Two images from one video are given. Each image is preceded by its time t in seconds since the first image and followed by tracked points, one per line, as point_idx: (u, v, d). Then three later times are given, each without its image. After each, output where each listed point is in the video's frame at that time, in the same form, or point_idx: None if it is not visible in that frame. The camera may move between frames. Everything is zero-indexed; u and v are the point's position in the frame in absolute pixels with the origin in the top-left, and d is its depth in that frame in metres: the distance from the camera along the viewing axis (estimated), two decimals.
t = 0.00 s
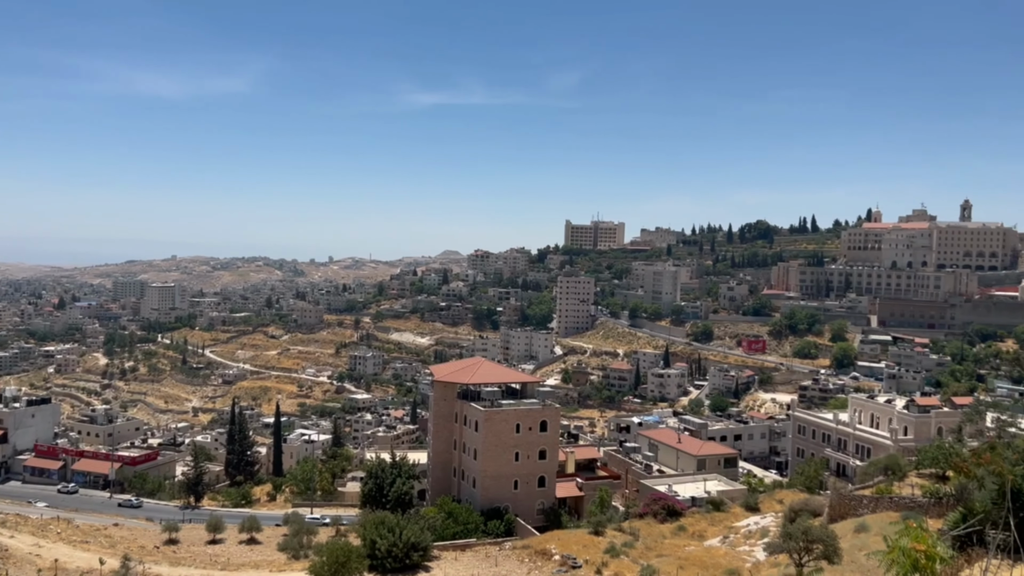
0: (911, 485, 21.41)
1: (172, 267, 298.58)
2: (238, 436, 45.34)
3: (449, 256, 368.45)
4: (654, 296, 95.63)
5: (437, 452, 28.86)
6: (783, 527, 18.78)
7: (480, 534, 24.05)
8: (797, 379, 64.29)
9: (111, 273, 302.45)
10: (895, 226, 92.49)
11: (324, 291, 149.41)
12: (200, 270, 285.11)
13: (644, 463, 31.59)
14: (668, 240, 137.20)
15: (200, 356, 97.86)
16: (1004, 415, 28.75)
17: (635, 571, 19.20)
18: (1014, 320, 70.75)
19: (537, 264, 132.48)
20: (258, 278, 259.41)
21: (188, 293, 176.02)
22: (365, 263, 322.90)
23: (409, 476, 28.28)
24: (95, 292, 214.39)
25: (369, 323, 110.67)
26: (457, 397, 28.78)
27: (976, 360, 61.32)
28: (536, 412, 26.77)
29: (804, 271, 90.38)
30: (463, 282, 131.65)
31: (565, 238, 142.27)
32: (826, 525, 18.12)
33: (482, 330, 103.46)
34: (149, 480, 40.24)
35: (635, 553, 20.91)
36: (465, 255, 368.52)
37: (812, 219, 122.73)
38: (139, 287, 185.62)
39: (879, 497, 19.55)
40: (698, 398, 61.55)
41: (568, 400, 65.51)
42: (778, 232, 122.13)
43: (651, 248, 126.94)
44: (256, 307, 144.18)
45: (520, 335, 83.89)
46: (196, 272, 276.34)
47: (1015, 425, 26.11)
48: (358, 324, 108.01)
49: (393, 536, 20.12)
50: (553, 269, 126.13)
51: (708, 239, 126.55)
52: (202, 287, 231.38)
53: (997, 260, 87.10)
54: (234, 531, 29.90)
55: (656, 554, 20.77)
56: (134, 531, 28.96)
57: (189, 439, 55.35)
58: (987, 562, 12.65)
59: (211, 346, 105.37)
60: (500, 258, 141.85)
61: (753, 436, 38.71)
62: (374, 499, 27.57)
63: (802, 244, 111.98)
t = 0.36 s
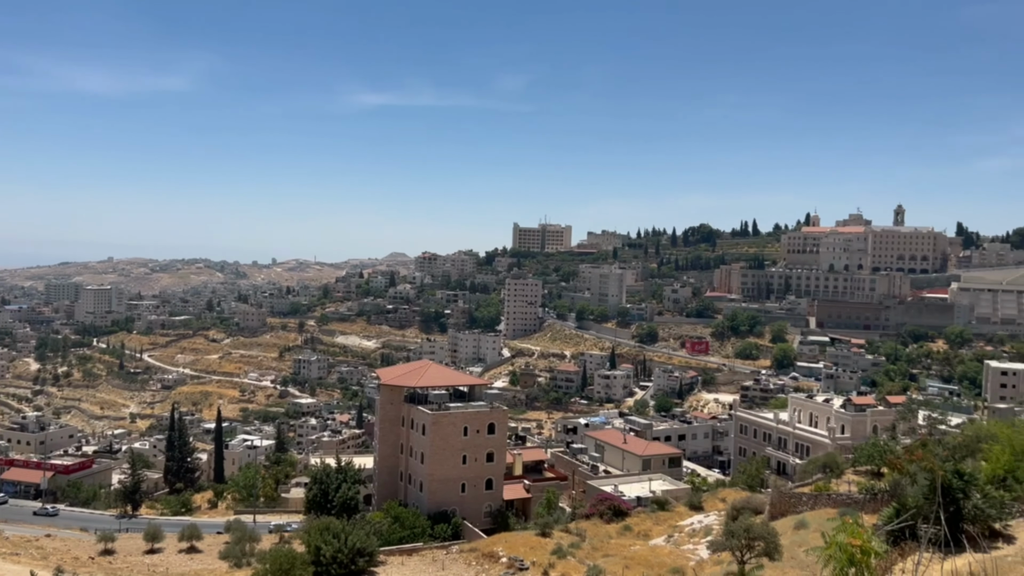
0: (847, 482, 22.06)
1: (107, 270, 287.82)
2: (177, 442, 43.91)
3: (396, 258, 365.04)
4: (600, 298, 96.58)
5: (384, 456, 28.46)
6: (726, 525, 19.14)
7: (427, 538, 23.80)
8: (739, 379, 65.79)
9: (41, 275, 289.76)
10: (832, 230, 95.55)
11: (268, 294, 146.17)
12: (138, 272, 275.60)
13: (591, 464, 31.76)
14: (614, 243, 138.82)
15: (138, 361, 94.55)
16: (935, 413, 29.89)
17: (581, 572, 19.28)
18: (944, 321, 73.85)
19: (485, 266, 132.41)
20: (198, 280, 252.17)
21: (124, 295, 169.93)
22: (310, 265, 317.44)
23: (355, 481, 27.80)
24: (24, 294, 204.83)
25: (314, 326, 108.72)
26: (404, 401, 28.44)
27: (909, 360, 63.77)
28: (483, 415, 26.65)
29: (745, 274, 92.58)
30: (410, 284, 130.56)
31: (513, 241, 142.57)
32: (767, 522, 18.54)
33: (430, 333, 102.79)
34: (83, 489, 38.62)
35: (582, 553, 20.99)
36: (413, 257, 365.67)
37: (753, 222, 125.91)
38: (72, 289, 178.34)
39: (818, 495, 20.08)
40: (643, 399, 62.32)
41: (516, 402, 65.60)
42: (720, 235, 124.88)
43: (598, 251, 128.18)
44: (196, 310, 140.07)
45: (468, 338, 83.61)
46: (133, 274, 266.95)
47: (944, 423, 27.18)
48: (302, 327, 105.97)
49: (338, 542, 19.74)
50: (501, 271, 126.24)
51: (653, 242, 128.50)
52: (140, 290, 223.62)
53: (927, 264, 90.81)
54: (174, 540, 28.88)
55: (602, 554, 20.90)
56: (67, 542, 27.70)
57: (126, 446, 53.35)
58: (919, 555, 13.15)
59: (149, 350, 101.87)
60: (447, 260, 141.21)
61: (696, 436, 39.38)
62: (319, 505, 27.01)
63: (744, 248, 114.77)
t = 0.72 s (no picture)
0: (780, 480, 22.66)
1: (28, 273, 274.21)
2: (105, 451, 42.05)
3: (335, 261, 359.12)
4: (541, 301, 97.08)
5: (323, 462, 27.83)
6: (665, 524, 19.41)
7: (367, 544, 23.35)
8: (676, 380, 67.08)
9: None
10: (765, 234, 98.51)
11: (201, 297, 141.75)
12: (62, 275, 263.63)
13: (531, 466, 31.78)
14: (555, 246, 139.93)
15: (62, 368, 90.32)
16: (862, 410, 30.98)
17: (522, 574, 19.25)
18: (870, 321, 76.93)
19: (426, 269, 131.57)
20: (127, 284, 242.65)
21: (47, 300, 161.90)
22: (246, 268, 309.38)
23: (293, 488, 27.08)
24: None
25: (249, 330, 105.90)
26: (343, 405, 27.87)
27: (838, 360, 66.11)
28: (424, 418, 26.36)
29: (682, 277, 94.56)
30: (349, 287, 128.66)
31: (454, 244, 142.08)
32: (704, 520, 18.89)
33: (370, 336, 101.45)
34: (4, 501, 36.67)
35: (522, 555, 20.97)
36: (351, 260, 360.29)
37: (689, 226, 128.68)
38: None
39: (752, 493, 20.55)
40: (584, 400, 62.85)
41: (457, 405, 65.29)
42: (658, 239, 127.14)
43: (538, 254, 128.78)
44: (126, 315, 134.79)
45: (408, 342, 82.83)
46: (57, 278, 255.10)
47: (871, 421, 28.20)
48: (237, 331, 103.10)
49: (275, 551, 19.15)
50: (442, 274, 125.63)
51: (593, 246, 129.97)
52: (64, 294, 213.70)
53: (855, 266, 94.37)
54: (100, 553, 27.58)
55: (543, 556, 20.91)
56: None
57: (49, 457, 50.83)
58: (847, 551, 13.63)
59: (74, 357, 97.41)
60: (387, 263, 139.64)
61: (635, 436, 39.93)
62: (255, 514, 26.23)
63: (681, 251, 117.19)
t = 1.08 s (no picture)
0: (717, 478, 23.15)
1: None
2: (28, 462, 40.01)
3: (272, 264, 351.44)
4: (483, 304, 97.00)
5: (259, 470, 27.09)
6: (606, 524, 19.59)
7: (306, 552, 22.80)
8: (617, 381, 67.93)
9: None
10: (702, 237, 100.78)
11: (131, 302, 136.58)
12: None
13: (473, 469, 31.62)
14: (497, 249, 140.03)
15: None
16: (795, 408, 31.92)
17: None
18: (802, 322, 79.49)
19: (366, 272, 129.94)
20: (50, 288, 231.83)
21: None
22: (179, 271, 299.58)
23: (229, 497, 26.25)
24: None
25: (183, 335, 102.50)
26: (281, 411, 27.18)
27: (772, 360, 68.07)
28: (365, 423, 25.94)
29: (622, 279, 95.96)
30: (287, 291, 125.97)
31: (395, 246, 140.74)
32: (644, 519, 19.12)
33: (308, 341, 99.52)
34: None
35: (465, 559, 20.83)
36: (289, 263, 353.00)
37: (629, 230, 130.60)
38: None
39: (691, 491, 20.93)
40: (526, 403, 62.96)
41: (398, 410, 64.62)
42: (599, 242, 128.61)
43: (480, 257, 128.63)
44: (49, 321, 128.74)
45: (348, 346, 81.58)
46: None
47: (803, 418, 29.07)
48: (170, 337, 99.67)
49: (211, 561, 18.51)
50: (383, 277, 124.32)
51: (534, 248, 130.62)
52: None
53: (788, 268, 97.27)
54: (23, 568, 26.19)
55: (485, 559, 20.81)
56: None
57: None
58: (780, 546, 14.02)
59: None
60: (326, 265, 137.25)
61: (576, 437, 40.21)
62: (189, 523, 25.34)
63: (621, 253, 118.86)
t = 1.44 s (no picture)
0: (660, 475, 23.50)
1: None
2: None
3: (210, 266, 342.56)
4: (428, 306, 96.42)
5: (197, 478, 26.27)
6: (550, 524, 19.66)
7: (246, 560, 22.20)
8: (562, 382, 68.40)
9: None
10: (644, 239, 102.39)
11: (59, 307, 131.02)
12: None
13: (418, 472, 31.35)
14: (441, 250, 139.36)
15: None
16: (734, 406, 32.71)
17: None
18: (740, 321, 81.55)
19: (308, 274, 127.70)
20: None
21: None
22: (111, 275, 288.94)
23: (166, 505, 25.37)
24: None
25: (115, 341, 98.81)
26: (220, 417, 26.41)
27: (712, 358, 69.58)
28: (307, 428, 25.43)
29: (565, 280, 96.75)
30: (225, 294, 122.77)
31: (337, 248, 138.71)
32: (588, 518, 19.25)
33: (248, 345, 97.20)
34: None
35: (410, 563, 20.61)
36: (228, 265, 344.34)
37: (572, 231, 131.76)
38: None
39: (633, 489, 21.19)
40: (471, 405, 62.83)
41: (341, 414, 63.72)
42: (543, 244, 129.35)
43: (424, 259, 127.84)
44: None
45: (289, 350, 80.00)
46: None
47: (742, 416, 29.76)
48: (101, 342, 95.94)
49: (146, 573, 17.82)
50: (325, 279, 122.39)
51: (478, 250, 130.55)
52: None
53: (727, 269, 99.66)
54: None
55: (430, 562, 20.63)
56: None
57: None
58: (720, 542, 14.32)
59: None
60: (266, 268, 134.38)
61: (522, 438, 40.31)
62: (123, 534, 24.38)
63: (564, 255, 119.79)
